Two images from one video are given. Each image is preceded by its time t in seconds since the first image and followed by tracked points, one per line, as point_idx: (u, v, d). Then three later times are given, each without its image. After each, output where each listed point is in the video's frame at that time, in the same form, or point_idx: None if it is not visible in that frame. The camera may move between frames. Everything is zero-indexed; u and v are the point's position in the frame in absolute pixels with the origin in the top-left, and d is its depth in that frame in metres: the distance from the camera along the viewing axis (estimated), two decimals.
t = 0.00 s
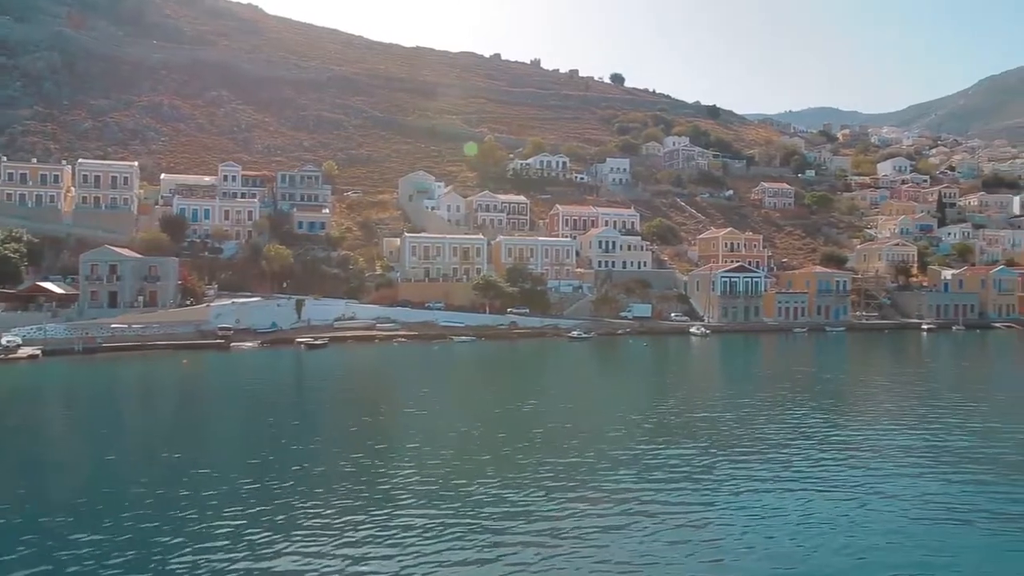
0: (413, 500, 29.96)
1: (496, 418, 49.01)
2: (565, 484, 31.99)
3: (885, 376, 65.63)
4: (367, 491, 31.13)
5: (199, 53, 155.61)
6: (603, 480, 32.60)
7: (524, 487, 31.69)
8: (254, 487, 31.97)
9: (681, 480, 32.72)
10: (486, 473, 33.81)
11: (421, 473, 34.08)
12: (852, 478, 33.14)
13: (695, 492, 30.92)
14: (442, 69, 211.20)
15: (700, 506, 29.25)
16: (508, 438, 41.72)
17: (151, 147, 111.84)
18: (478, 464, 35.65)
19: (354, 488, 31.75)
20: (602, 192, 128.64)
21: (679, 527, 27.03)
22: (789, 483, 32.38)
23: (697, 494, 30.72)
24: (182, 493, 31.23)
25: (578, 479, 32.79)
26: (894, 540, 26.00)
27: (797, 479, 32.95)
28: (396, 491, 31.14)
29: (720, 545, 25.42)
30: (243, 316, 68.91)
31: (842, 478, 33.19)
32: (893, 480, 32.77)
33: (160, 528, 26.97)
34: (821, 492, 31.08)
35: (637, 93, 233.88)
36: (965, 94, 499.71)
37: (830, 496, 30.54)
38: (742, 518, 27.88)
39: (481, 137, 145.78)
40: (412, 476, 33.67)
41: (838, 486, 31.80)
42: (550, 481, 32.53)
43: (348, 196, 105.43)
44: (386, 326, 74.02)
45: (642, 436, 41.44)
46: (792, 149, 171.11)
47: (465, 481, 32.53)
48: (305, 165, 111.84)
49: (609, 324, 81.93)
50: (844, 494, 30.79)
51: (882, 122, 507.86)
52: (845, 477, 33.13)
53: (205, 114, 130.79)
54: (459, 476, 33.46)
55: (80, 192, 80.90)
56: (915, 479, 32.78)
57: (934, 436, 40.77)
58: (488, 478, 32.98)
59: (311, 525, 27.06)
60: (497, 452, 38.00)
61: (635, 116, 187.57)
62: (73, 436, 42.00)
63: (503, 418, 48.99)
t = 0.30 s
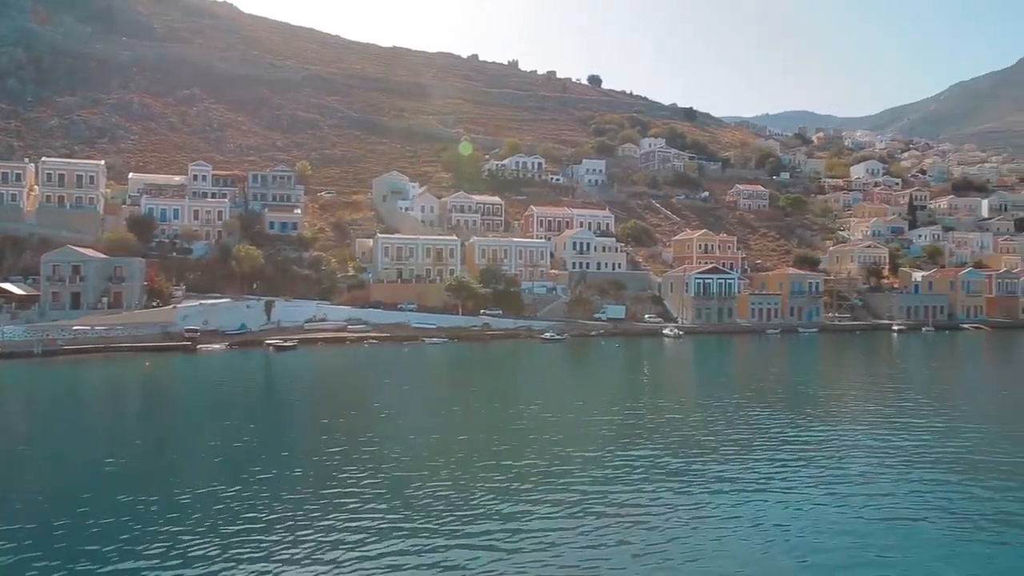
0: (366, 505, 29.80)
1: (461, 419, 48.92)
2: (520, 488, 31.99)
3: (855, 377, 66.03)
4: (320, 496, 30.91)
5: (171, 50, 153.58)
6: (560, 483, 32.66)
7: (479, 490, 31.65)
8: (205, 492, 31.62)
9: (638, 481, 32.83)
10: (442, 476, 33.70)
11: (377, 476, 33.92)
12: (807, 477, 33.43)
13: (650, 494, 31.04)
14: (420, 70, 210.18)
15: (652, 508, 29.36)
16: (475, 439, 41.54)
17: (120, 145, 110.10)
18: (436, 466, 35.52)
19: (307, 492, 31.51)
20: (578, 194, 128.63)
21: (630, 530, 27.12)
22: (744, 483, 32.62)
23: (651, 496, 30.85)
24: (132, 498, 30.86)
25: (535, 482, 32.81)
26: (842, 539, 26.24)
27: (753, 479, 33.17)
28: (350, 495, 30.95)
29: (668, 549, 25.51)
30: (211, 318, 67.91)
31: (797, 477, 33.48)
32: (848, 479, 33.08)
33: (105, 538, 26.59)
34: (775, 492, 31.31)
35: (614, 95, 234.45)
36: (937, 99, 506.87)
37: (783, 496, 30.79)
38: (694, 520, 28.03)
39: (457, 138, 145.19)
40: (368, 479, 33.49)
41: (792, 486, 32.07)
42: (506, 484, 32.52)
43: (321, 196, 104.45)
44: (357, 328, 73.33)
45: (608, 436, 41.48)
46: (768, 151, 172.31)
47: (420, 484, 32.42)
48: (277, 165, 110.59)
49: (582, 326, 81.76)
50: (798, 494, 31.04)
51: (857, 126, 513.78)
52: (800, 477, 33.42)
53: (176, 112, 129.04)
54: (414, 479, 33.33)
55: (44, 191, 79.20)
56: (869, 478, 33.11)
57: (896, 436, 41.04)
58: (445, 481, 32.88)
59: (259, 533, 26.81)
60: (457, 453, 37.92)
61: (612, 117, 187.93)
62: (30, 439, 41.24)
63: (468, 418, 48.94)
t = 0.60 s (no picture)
0: (313, 508, 29.33)
1: (424, 420, 48.50)
2: (474, 490, 31.68)
3: (826, 378, 66.34)
4: (274, 500, 30.44)
5: (142, 48, 151.47)
6: (515, 485, 32.38)
7: (432, 493, 31.27)
8: (149, 498, 30.95)
9: (593, 483, 32.66)
10: (396, 478, 33.29)
11: (329, 478, 33.42)
12: (763, 479, 33.42)
13: (604, 496, 30.86)
14: (396, 70, 209.13)
15: (604, 510, 29.19)
16: (440, 441, 41.14)
17: (87, 144, 108.27)
18: (392, 469, 35.02)
19: (262, 496, 31.04)
20: (553, 195, 128.52)
21: (577, 532, 26.96)
22: (699, 484, 32.58)
23: (604, 498, 30.66)
24: (74, 504, 30.20)
25: (490, 484, 32.49)
26: (793, 541, 26.24)
27: (709, 480, 33.14)
28: (298, 499, 30.46)
29: (613, 551, 25.36)
30: (177, 320, 66.84)
31: (753, 478, 33.48)
32: (807, 479, 33.15)
33: (39, 545, 25.93)
34: (729, 494, 31.27)
35: (591, 96, 234.93)
36: (910, 103, 514.09)
37: (738, 498, 30.72)
38: (643, 523, 27.87)
39: (432, 139, 144.50)
40: (319, 482, 32.99)
41: (747, 488, 32.04)
42: (459, 486, 32.18)
43: (294, 196, 103.47)
44: (327, 330, 72.51)
45: (574, 438, 41.27)
46: (743, 153, 173.39)
47: (372, 487, 31.97)
48: (249, 164, 109.24)
49: (556, 328, 81.46)
50: (750, 496, 31.03)
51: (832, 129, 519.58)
52: (757, 479, 33.37)
53: (146, 110, 127.18)
54: (367, 482, 32.86)
55: (6, 190, 77.60)
56: (825, 479, 33.16)
57: (862, 436, 41.16)
58: (398, 484, 32.45)
59: (198, 541, 26.26)
60: (414, 456, 37.45)
61: (588, 119, 188.19)
62: None
63: (430, 420, 48.42)
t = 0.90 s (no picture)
0: (262, 513, 28.83)
1: (387, 422, 48.03)
2: (428, 493, 31.32)
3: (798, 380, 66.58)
4: (229, 503, 30.08)
5: (112, 45, 149.33)
6: (471, 488, 32.11)
7: (391, 495, 31.01)
8: (94, 503, 30.25)
9: (549, 486, 32.45)
10: (354, 481, 32.97)
11: (287, 481, 33.05)
12: (720, 480, 33.42)
13: (559, 498, 30.66)
14: (373, 70, 208.00)
15: (557, 513, 28.98)
16: (406, 443, 40.82)
17: (53, 141, 106.50)
18: (347, 472, 34.56)
19: (218, 499, 30.67)
20: (529, 196, 128.37)
21: (528, 535, 26.74)
22: (656, 486, 32.48)
23: (559, 500, 30.44)
24: (21, 509, 29.66)
25: (444, 487, 32.17)
26: (746, 542, 26.32)
27: (667, 481, 33.17)
28: (250, 503, 30.01)
29: (563, 553, 25.25)
30: (143, 321, 65.92)
31: (710, 480, 33.44)
32: (768, 480, 33.28)
33: None
34: (684, 496, 31.20)
35: (569, 98, 235.30)
36: (884, 107, 520.51)
37: (697, 499, 30.79)
38: (596, 525, 27.71)
39: (408, 139, 143.78)
40: (271, 485, 32.44)
41: (704, 489, 32.13)
42: (413, 489, 31.82)
43: (267, 196, 102.49)
44: (297, 331, 71.78)
45: (541, 439, 41.17)
46: (719, 155, 174.25)
47: (327, 491, 31.60)
48: (220, 164, 107.95)
49: (529, 329, 81.18)
50: (706, 497, 30.97)
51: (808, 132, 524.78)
52: (714, 480, 33.33)
53: (115, 108, 125.41)
54: (321, 486, 32.38)
55: None
56: (782, 480, 33.22)
57: (828, 437, 41.34)
58: (352, 488, 32.02)
59: (140, 549, 25.67)
60: (371, 460, 36.99)
61: (565, 120, 188.31)
62: None
63: (393, 422, 47.99)
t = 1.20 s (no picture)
0: (214, 518, 28.30)
1: (348, 424, 47.49)
2: (379, 497, 30.82)
3: (770, 381, 66.75)
4: (180, 508, 29.54)
5: (81, 42, 146.94)
6: (424, 491, 31.66)
7: (347, 499, 30.55)
8: (31, 509, 29.40)
9: (504, 488, 32.08)
10: (311, 485, 32.47)
11: (243, 485, 32.49)
12: (677, 481, 33.26)
13: (512, 501, 30.29)
14: (349, 70, 206.55)
15: (509, 516, 28.61)
16: (369, 445, 40.33)
17: (18, 139, 104.42)
18: (301, 476, 33.97)
19: (169, 503, 30.09)
20: (504, 197, 127.99)
21: (477, 540, 26.33)
22: (611, 487, 32.25)
23: (512, 503, 30.06)
24: None
25: (398, 491, 31.68)
26: (700, 543, 26.19)
27: (627, 482, 33.04)
28: (202, 508, 29.46)
29: (516, 557, 24.97)
30: (107, 323, 64.70)
31: (667, 482, 33.26)
32: (728, 480, 33.25)
33: None
34: (639, 497, 30.97)
35: (547, 100, 235.38)
36: (858, 110, 526.65)
37: (655, 500, 30.66)
38: (547, 529, 27.40)
39: (383, 140, 142.81)
40: (220, 490, 31.76)
41: (664, 490, 32.01)
42: (366, 493, 31.30)
43: (238, 196, 101.17)
44: (267, 333, 70.84)
45: (506, 441, 40.86)
46: (694, 157, 174.93)
47: (282, 495, 31.10)
48: (190, 163, 106.42)
49: (503, 331, 80.78)
50: (661, 498, 30.79)
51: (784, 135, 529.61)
52: (675, 482, 33.18)
53: (83, 106, 123.30)
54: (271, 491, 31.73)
55: None
56: (739, 481, 33.17)
57: (792, 437, 41.42)
58: (303, 492, 31.48)
59: (74, 557, 24.92)
60: (327, 463, 36.38)
61: (542, 121, 188.24)
62: None
63: (355, 424, 47.42)
